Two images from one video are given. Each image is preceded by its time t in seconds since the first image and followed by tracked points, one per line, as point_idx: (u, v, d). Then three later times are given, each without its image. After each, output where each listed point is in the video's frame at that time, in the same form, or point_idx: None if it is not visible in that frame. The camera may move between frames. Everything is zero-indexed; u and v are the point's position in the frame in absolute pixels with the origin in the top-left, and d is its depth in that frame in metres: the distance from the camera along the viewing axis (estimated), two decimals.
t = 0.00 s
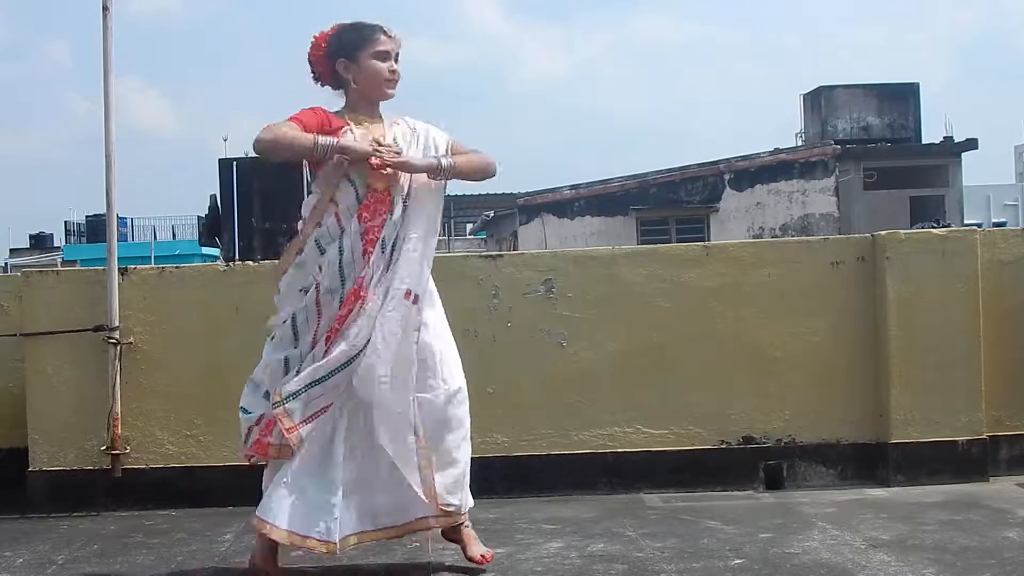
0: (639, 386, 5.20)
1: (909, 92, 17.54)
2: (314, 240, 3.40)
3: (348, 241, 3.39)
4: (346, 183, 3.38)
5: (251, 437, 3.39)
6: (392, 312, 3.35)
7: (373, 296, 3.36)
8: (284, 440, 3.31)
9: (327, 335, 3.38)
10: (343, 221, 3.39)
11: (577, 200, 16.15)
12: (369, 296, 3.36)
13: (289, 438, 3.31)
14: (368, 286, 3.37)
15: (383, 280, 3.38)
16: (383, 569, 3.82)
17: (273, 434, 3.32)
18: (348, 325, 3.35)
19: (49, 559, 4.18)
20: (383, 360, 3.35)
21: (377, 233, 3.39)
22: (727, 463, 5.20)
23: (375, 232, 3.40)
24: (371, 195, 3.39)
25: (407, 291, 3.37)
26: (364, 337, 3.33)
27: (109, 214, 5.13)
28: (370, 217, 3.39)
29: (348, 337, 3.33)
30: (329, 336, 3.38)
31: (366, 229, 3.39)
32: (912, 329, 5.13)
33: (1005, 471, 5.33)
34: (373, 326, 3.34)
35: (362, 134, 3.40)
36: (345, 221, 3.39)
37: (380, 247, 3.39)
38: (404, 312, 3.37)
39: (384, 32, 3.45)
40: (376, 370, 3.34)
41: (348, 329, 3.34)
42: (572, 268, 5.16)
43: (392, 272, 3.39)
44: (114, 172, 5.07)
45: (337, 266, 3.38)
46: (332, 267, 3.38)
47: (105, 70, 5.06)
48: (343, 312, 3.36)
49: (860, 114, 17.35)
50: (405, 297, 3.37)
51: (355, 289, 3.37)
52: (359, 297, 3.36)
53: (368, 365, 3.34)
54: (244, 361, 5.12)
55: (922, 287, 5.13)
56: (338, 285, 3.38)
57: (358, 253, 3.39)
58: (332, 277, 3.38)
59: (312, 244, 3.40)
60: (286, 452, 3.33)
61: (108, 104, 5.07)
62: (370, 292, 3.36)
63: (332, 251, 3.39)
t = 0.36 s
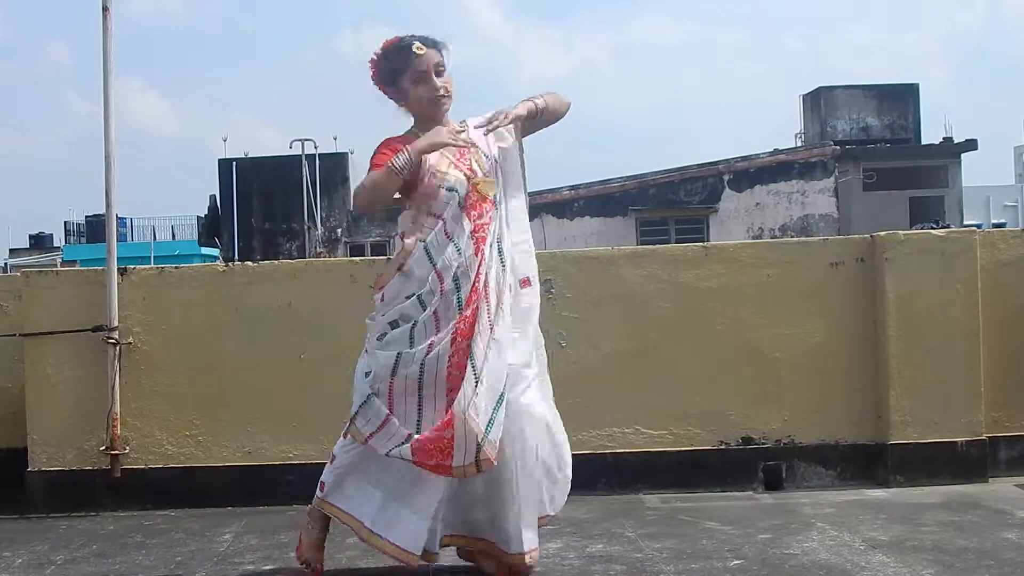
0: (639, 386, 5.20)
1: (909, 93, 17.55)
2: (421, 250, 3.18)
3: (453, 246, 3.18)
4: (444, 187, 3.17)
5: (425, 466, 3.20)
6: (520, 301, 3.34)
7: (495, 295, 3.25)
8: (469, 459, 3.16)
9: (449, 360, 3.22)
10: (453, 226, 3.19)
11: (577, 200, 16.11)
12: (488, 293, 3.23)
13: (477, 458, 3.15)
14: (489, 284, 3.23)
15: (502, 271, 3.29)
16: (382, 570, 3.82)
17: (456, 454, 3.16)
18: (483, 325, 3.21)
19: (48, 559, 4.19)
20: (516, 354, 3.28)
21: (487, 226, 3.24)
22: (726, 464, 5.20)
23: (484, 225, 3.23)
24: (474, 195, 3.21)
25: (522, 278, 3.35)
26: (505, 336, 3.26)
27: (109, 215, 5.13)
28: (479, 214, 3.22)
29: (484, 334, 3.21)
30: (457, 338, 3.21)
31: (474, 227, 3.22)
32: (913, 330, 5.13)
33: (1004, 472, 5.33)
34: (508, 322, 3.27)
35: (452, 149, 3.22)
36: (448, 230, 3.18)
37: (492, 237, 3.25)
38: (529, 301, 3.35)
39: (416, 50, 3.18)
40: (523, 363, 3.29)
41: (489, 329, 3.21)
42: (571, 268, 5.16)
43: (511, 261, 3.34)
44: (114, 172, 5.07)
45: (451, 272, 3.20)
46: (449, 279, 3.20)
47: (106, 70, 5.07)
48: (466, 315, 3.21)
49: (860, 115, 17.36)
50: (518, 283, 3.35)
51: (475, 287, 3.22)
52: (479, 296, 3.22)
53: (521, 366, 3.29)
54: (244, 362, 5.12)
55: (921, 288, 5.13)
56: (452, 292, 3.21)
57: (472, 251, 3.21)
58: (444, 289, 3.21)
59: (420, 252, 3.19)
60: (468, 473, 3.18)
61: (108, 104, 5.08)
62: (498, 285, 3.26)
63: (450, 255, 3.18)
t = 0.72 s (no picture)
0: (639, 387, 5.20)
1: (908, 94, 17.55)
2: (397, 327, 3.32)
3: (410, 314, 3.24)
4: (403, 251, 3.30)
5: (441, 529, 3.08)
6: (502, 372, 3.19)
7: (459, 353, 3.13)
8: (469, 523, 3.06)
9: (417, 429, 3.18)
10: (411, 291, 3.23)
11: (576, 201, 15.82)
12: (452, 351, 3.15)
13: (456, 526, 3.06)
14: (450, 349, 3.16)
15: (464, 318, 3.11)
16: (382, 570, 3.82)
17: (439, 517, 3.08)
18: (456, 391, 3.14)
19: (47, 559, 4.18)
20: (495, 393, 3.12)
21: (438, 278, 3.17)
22: (726, 465, 5.20)
23: (439, 277, 3.17)
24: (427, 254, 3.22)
25: (503, 346, 3.22)
26: (479, 393, 3.10)
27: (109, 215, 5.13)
28: (430, 270, 3.19)
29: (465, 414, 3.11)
30: (421, 430, 3.18)
31: (422, 296, 3.19)
32: (913, 330, 5.13)
33: (1004, 472, 5.33)
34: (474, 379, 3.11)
35: (424, 213, 3.35)
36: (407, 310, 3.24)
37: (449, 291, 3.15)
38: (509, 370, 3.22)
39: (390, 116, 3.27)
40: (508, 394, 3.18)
41: (458, 397, 3.13)
42: (572, 269, 5.15)
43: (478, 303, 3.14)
44: (114, 173, 5.07)
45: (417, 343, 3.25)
46: (417, 356, 3.25)
47: (105, 70, 5.06)
48: (438, 386, 3.17)
49: (859, 116, 17.36)
50: (501, 352, 3.21)
51: (439, 355, 3.18)
52: (449, 363, 3.16)
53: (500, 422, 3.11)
54: (243, 362, 5.12)
55: (922, 288, 5.13)
56: (424, 357, 3.23)
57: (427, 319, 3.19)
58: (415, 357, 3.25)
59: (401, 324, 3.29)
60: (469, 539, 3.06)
61: (107, 104, 5.07)
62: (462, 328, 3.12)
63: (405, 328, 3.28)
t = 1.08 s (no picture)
0: (639, 387, 5.20)
1: (909, 95, 17.56)
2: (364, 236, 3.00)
3: (371, 223, 2.92)
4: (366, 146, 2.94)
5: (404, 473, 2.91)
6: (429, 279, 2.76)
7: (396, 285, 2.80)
8: (433, 417, 2.73)
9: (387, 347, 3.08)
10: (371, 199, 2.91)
11: (576, 202, 15.84)
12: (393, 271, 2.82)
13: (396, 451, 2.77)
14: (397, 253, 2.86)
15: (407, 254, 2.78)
16: (382, 571, 3.82)
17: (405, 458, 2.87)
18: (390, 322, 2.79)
19: (48, 560, 4.18)
20: (432, 352, 2.73)
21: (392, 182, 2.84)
22: (727, 466, 5.19)
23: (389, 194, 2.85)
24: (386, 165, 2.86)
25: (436, 253, 2.77)
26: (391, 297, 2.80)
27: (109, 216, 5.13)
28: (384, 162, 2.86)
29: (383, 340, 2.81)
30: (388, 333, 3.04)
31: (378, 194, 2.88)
32: (913, 331, 5.13)
33: (1004, 473, 5.33)
34: (412, 305, 2.76)
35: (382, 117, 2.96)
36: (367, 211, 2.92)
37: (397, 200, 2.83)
38: (438, 281, 2.76)
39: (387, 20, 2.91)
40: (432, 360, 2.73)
41: (389, 327, 2.79)
42: (572, 270, 5.16)
43: (416, 237, 2.78)
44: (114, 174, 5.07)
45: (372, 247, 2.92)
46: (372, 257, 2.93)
47: (106, 72, 5.07)
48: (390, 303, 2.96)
49: (860, 116, 17.36)
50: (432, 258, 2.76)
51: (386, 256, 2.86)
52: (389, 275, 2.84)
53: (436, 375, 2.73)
54: (243, 363, 5.12)
55: (922, 289, 5.13)
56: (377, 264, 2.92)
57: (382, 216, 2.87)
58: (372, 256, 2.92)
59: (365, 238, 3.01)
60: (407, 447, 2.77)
61: (108, 106, 5.08)
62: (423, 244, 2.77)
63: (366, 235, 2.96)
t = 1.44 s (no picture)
0: (639, 388, 5.20)
1: (909, 95, 17.55)
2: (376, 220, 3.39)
3: (384, 211, 3.30)
4: (389, 151, 3.29)
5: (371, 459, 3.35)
6: (429, 284, 3.11)
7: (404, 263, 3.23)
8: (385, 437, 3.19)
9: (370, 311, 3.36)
10: (387, 193, 3.31)
11: (577, 202, 15.83)
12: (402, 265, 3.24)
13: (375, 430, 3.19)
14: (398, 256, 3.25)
15: (420, 256, 3.15)
16: (383, 571, 3.82)
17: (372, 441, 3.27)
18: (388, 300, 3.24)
19: (49, 560, 4.19)
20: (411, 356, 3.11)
21: (408, 198, 3.24)
22: (727, 466, 5.19)
23: (405, 195, 3.25)
24: (404, 167, 3.25)
25: (436, 259, 3.11)
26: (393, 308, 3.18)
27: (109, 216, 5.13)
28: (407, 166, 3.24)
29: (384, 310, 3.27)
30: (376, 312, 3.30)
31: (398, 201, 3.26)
32: (914, 331, 5.13)
33: (1005, 473, 5.32)
34: (414, 310, 3.13)
35: (407, 118, 3.32)
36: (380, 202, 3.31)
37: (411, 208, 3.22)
38: (428, 284, 3.11)
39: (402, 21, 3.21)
40: (448, 354, 3.08)
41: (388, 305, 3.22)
42: (573, 269, 5.16)
43: (433, 244, 3.12)
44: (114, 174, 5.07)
45: (381, 243, 3.32)
46: (379, 242, 3.33)
47: (106, 72, 5.07)
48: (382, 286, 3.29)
49: (861, 116, 17.34)
50: (432, 265, 3.11)
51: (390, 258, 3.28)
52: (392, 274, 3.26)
53: (439, 379, 3.06)
54: (244, 363, 5.13)
55: (923, 289, 5.13)
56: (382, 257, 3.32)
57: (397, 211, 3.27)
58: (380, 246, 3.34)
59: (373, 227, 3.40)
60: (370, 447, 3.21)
61: (108, 105, 5.08)
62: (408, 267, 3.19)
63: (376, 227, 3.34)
